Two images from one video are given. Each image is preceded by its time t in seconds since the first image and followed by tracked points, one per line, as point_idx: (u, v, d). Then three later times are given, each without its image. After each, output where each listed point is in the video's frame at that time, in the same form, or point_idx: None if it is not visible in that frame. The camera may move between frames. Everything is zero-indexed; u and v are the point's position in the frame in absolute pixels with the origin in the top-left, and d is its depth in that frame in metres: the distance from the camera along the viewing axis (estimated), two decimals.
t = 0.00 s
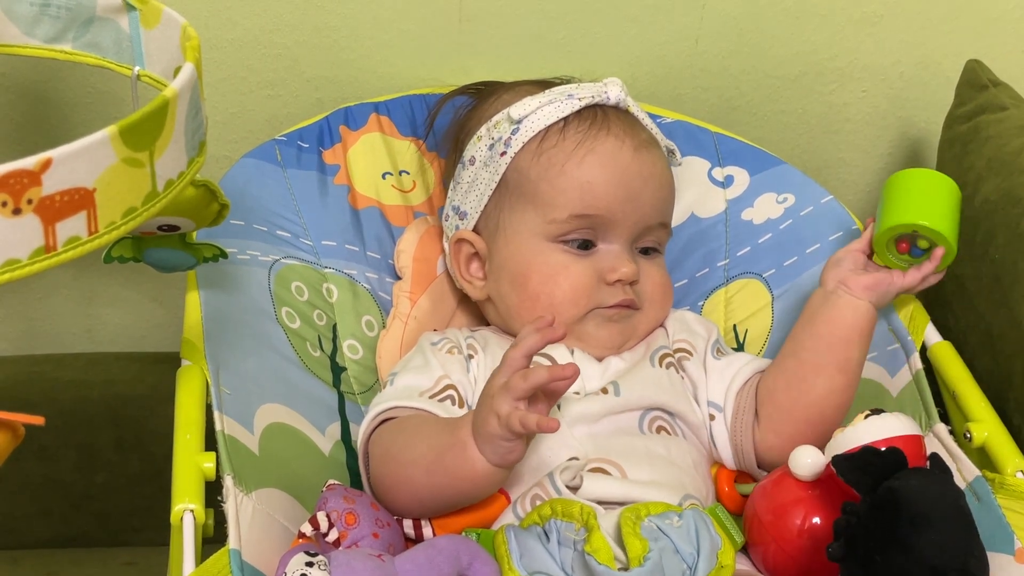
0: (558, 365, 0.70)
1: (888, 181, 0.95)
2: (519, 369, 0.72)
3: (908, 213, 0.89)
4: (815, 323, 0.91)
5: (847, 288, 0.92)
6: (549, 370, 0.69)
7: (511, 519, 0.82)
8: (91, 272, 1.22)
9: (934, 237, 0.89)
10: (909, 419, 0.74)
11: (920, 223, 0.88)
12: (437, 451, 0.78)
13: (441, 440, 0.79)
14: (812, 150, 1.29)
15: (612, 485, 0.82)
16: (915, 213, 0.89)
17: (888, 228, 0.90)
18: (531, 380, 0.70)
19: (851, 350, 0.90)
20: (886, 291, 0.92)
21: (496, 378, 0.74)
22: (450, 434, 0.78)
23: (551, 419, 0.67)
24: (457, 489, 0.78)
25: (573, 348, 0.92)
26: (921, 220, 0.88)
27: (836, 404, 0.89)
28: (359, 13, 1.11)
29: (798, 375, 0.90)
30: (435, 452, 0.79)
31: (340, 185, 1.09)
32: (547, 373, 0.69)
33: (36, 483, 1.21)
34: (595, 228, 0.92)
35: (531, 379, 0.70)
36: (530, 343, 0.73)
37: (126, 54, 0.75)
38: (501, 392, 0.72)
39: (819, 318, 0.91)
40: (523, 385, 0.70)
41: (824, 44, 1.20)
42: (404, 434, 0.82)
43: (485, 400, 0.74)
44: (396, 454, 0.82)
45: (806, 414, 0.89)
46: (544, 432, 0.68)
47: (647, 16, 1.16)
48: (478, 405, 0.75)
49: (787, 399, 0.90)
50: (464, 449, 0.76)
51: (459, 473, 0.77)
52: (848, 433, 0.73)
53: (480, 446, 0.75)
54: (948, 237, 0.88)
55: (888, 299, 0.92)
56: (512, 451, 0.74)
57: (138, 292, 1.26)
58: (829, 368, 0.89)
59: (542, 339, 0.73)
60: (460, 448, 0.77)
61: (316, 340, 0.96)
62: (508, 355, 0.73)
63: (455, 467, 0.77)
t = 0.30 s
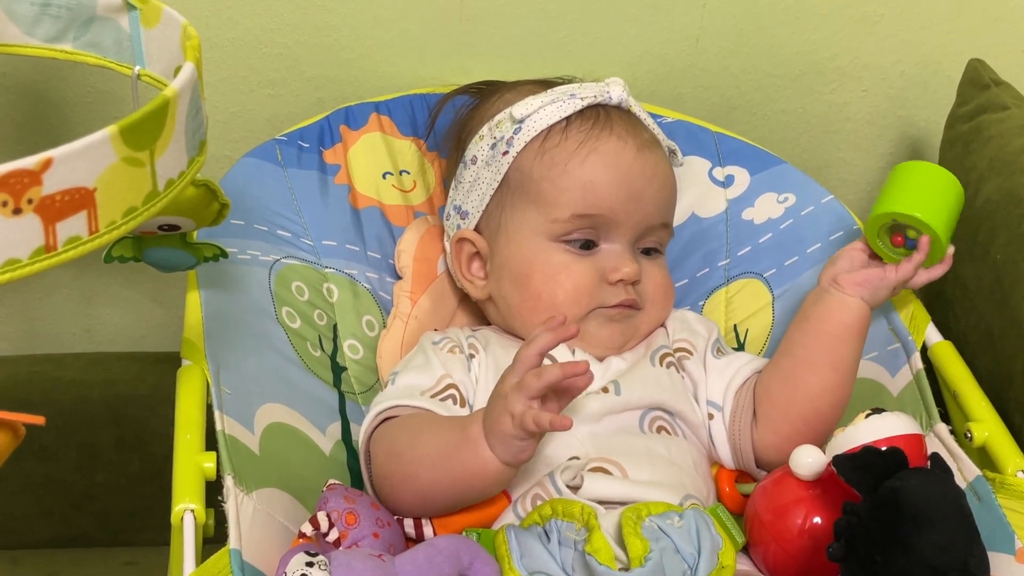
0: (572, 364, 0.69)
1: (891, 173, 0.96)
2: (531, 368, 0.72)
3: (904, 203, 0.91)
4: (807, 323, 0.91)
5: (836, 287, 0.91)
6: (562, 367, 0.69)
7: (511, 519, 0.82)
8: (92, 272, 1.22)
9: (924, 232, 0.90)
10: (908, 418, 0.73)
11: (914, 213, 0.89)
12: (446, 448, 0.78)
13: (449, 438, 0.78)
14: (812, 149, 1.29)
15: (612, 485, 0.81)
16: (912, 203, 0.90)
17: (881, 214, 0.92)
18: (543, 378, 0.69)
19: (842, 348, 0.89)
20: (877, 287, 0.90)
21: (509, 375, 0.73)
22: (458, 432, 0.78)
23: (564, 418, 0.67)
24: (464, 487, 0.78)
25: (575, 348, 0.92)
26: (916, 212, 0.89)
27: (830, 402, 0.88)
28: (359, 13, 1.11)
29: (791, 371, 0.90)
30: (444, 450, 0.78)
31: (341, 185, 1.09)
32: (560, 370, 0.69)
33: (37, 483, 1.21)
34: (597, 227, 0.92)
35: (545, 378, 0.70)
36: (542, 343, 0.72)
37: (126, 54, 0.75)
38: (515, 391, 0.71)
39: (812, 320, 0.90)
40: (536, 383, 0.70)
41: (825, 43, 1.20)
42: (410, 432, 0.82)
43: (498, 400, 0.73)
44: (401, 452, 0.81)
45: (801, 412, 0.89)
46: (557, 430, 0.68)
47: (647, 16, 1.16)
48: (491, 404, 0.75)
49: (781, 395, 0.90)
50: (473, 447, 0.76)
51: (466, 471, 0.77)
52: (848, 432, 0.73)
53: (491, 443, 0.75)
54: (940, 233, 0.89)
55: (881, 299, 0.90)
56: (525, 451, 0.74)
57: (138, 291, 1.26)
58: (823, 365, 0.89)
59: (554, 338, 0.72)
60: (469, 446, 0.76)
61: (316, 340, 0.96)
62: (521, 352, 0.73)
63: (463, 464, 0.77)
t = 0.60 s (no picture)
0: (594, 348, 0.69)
1: (800, 153, 0.86)
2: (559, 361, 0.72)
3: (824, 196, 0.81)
4: (796, 318, 0.90)
5: (822, 285, 0.88)
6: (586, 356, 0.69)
7: (512, 519, 0.83)
8: (93, 271, 1.22)
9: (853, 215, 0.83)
10: (909, 416, 0.73)
11: (838, 203, 0.81)
12: (470, 438, 0.79)
13: (475, 429, 0.79)
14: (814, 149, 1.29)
15: (614, 484, 0.81)
16: (833, 192, 0.81)
17: (801, 212, 0.83)
18: (571, 369, 0.69)
19: (835, 341, 0.88)
20: (855, 274, 0.86)
21: (540, 368, 0.73)
22: (487, 421, 0.78)
23: (591, 410, 0.67)
24: (486, 478, 0.78)
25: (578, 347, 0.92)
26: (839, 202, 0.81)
27: (825, 399, 0.88)
28: (360, 13, 1.11)
29: (785, 366, 0.90)
30: (469, 439, 0.79)
31: (342, 184, 1.09)
32: (584, 359, 0.69)
33: (38, 483, 1.21)
34: (602, 227, 0.92)
35: (570, 368, 0.70)
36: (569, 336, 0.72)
37: (127, 54, 0.75)
38: (545, 385, 0.72)
39: (801, 318, 0.89)
40: (563, 374, 0.70)
41: (826, 42, 1.20)
42: (430, 424, 0.82)
43: (528, 395, 0.74)
44: (422, 442, 0.81)
45: (797, 407, 0.89)
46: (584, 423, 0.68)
47: (648, 15, 1.16)
48: (522, 396, 0.75)
49: (775, 395, 0.90)
50: (504, 436, 0.76)
51: (493, 460, 0.77)
52: (847, 431, 0.73)
53: (518, 433, 0.75)
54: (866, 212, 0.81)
55: (868, 280, 0.87)
56: (551, 446, 0.75)
57: (139, 291, 1.26)
58: (815, 358, 0.88)
59: (580, 330, 0.71)
60: (499, 434, 0.77)
61: (318, 339, 0.96)
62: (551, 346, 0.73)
63: (490, 453, 0.77)
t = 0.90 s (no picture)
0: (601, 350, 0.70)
1: (794, 144, 0.88)
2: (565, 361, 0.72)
3: (819, 180, 0.83)
4: (789, 310, 0.89)
5: (815, 270, 0.88)
6: (594, 356, 0.69)
7: (512, 518, 0.83)
8: (94, 272, 1.23)
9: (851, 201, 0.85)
10: (907, 410, 0.73)
11: (835, 186, 0.82)
12: (474, 436, 0.79)
13: (479, 428, 0.79)
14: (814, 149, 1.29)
15: (614, 484, 0.81)
16: (828, 176, 0.83)
17: (800, 198, 0.85)
18: (575, 369, 0.70)
19: (830, 329, 0.87)
20: (850, 260, 0.86)
21: (546, 368, 0.74)
22: (491, 420, 0.78)
23: (591, 409, 0.68)
24: (490, 476, 0.78)
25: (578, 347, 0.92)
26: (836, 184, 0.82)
27: (820, 388, 0.88)
28: (361, 13, 1.11)
29: (781, 356, 0.89)
30: (473, 438, 0.79)
31: (342, 184, 1.09)
32: (590, 360, 0.69)
33: (40, 483, 1.22)
34: (604, 227, 0.92)
35: (576, 368, 0.70)
36: (580, 338, 0.72)
37: (128, 55, 0.75)
38: (549, 384, 0.72)
39: (794, 308, 0.89)
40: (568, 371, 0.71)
41: (827, 42, 1.20)
42: (433, 423, 0.82)
43: (533, 394, 0.74)
44: (424, 442, 0.81)
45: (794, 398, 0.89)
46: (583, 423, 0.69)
47: (648, 15, 1.16)
48: (526, 394, 0.75)
49: (772, 384, 0.90)
50: (506, 434, 0.76)
51: (496, 459, 0.77)
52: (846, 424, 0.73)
53: (521, 434, 0.76)
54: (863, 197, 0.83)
55: (861, 267, 0.87)
56: (553, 445, 0.75)
57: (140, 291, 1.26)
58: (811, 347, 0.88)
59: (592, 333, 0.72)
60: (501, 434, 0.77)
61: (319, 339, 0.96)
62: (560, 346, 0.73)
63: (494, 452, 0.77)
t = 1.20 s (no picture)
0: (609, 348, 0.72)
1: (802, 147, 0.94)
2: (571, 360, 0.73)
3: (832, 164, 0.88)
4: (790, 298, 0.92)
5: (815, 257, 0.92)
6: (601, 353, 0.71)
7: (514, 517, 0.84)
8: (96, 271, 1.23)
9: (863, 190, 0.90)
10: (876, 384, 0.80)
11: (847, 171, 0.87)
12: (477, 434, 0.79)
13: (483, 425, 0.79)
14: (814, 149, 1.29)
15: (617, 483, 0.81)
16: (838, 161, 0.88)
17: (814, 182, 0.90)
18: (582, 362, 0.72)
19: (832, 316, 0.90)
20: (853, 252, 0.91)
21: (556, 366, 0.75)
22: (495, 418, 0.79)
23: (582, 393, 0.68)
24: (492, 474, 0.78)
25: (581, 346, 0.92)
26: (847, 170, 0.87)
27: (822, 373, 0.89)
28: (362, 13, 1.11)
29: (782, 346, 0.91)
30: (476, 436, 0.79)
31: (344, 184, 1.09)
32: (597, 356, 0.71)
33: (42, 483, 1.22)
34: (610, 226, 0.92)
35: (583, 361, 0.72)
36: (587, 338, 0.73)
37: (130, 54, 0.75)
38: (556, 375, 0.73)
39: (794, 296, 0.92)
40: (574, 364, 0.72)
41: (828, 42, 1.20)
42: (437, 421, 0.82)
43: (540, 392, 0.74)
44: (427, 440, 0.81)
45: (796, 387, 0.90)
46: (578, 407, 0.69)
47: (649, 15, 1.16)
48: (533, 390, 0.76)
49: (773, 373, 0.91)
50: (511, 432, 0.77)
51: (498, 457, 0.77)
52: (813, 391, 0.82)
53: (524, 428, 0.76)
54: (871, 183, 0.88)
55: (862, 262, 0.91)
56: (554, 438, 0.74)
57: (142, 290, 1.27)
58: (811, 334, 0.90)
59: (599, 333, 0.73)
60: (504, 432, 0.77)
61: (320, 338, 0.96)
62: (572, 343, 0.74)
63: (498, 450, 0.77)
